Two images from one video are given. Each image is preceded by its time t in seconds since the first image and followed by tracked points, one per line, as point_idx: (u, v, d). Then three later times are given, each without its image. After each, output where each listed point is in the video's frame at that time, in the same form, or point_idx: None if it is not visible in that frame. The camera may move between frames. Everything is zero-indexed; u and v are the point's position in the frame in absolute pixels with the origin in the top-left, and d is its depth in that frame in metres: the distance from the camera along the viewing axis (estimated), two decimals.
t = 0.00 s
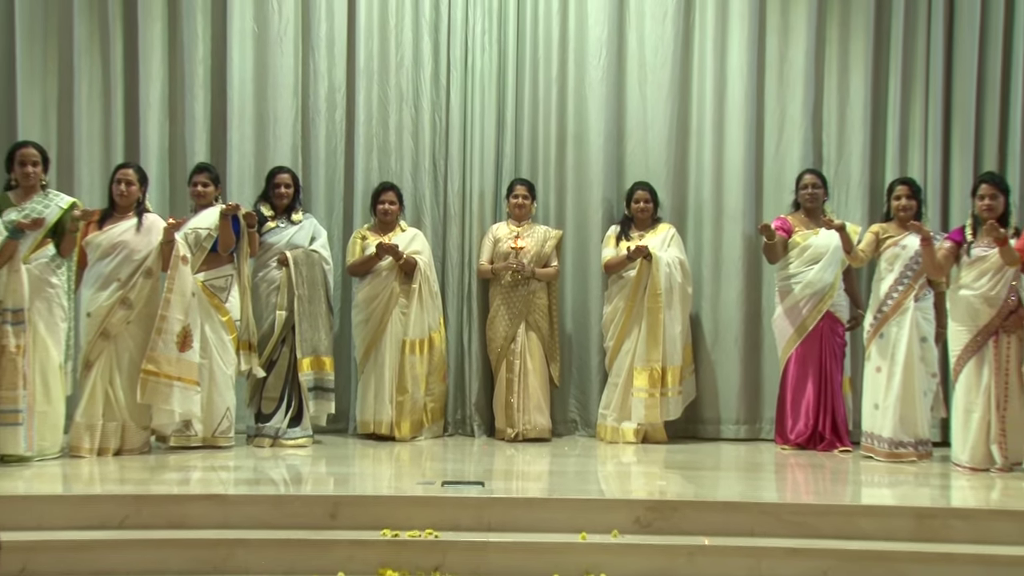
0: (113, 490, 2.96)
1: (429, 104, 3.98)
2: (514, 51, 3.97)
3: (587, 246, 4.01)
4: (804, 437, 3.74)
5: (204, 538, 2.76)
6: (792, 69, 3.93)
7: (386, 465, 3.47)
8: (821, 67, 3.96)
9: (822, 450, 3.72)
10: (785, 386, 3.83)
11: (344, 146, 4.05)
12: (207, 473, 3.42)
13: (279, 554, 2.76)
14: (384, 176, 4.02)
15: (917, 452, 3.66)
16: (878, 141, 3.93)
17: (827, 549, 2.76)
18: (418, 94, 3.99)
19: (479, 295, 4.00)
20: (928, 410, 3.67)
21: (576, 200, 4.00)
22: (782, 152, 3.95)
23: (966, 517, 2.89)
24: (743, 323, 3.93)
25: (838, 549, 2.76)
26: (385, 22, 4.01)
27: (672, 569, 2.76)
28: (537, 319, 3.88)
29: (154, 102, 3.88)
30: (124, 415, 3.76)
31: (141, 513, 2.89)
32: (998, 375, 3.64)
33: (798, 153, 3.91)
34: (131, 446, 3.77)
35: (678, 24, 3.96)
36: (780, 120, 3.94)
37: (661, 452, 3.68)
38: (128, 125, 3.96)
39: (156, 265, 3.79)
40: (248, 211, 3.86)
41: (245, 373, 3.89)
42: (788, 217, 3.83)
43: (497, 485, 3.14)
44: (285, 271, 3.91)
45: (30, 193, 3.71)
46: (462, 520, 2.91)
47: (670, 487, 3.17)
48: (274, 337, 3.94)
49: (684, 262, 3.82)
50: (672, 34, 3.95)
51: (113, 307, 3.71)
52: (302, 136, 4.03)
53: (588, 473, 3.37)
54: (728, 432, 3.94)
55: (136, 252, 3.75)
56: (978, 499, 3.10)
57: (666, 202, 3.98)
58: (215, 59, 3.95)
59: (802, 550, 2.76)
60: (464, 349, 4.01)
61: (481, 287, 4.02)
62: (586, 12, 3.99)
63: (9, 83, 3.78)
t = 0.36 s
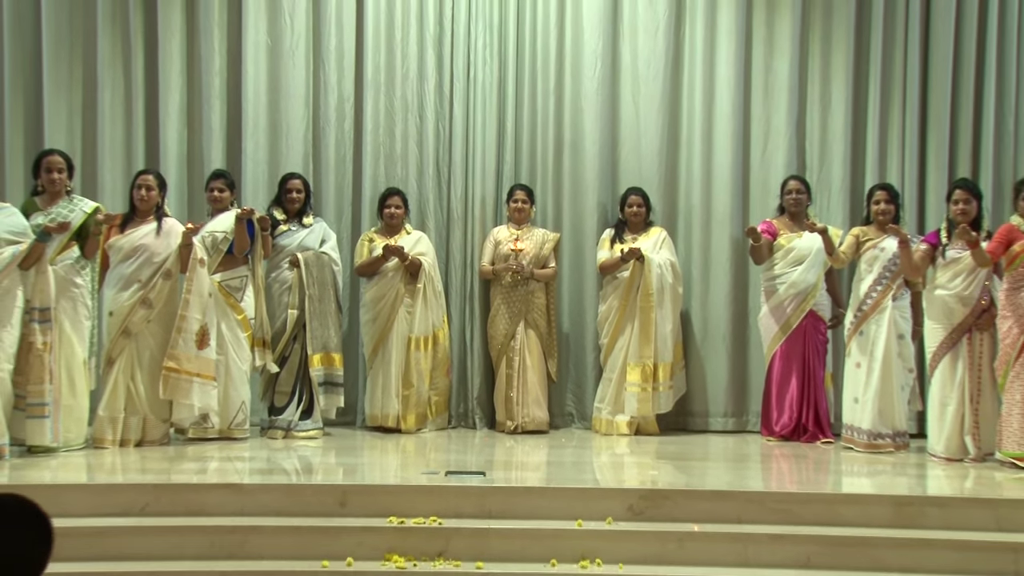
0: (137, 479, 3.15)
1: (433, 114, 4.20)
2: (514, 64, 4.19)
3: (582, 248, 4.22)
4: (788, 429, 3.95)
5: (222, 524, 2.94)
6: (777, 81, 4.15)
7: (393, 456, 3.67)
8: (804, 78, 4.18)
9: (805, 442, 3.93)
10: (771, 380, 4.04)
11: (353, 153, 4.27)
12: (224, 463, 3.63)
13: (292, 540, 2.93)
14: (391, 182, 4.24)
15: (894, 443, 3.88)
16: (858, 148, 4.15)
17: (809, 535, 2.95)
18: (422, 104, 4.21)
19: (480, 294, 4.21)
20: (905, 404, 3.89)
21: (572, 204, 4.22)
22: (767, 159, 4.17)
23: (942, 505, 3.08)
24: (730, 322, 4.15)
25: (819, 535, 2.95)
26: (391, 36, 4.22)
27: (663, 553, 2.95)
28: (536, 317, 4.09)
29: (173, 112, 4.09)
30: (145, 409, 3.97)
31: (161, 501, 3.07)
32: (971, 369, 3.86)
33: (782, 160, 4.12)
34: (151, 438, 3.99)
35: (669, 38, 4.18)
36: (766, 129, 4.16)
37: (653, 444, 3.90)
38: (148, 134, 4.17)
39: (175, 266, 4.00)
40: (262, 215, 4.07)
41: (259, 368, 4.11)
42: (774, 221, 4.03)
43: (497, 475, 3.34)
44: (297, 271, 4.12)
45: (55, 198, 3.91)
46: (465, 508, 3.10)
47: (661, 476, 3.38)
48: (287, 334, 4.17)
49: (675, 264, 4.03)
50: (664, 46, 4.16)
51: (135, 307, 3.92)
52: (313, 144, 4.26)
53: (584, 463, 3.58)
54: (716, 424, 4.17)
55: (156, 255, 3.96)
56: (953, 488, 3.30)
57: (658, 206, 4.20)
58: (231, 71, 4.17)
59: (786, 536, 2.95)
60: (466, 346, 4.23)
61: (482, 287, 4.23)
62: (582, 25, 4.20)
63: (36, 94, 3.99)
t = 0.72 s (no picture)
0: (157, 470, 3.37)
1: (437, 123, 4.42)
2: (513, 75, 4.41)
3: (578, 250, 4.44)
4: (773, 421, 4.17)
5: (238, 512, 3.14)
6: (762, 91, 4.37)
7: (398, 448, 3.89)
8: (789, 89, 4.40)
9: (790, 433, 4.15)
10: (757, 375, 4.26)
11: (361, 160, 4.50)
12: (238, 453, 3.85)
13: (308, 527, 3.13)
14: (396, 188, 4.46)
15: (875, 435, 4.08)
16: (840, 155, 4.37)
17: (794, 523, 3.14)
18: (426, 114, 4.42)
19: (482, 294, 4.44)
20: (885, 397, 4.10)
21: (570, 208, 4.44)
22: (754, 165, 4.39)
23: (917, 494, 3.29)
24: (719, 320, 4.38)
25: (804, 522, 3.15)
26: (397, 49, 4.44)
27: (656, 540, 3.15)
28: (535, 316, 4.31)
29: (190, 121, 4.32)
30: (164, 403, 4.19)
31: (180, 491, 3.28)
32: (946, 364, 4.09)
33: (768, 167, 4.34)
34: (170, 430, 4.20)
35: (661, 50, 4.40)
36: (753, 137, 4.38)
37: (646, 435, 4.11)
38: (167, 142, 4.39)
39: (192, 268, 4.21)
40: (275, 219, 4.29)
41: (272, 364, 4.32)
42: (760, 224, 4.25)
43: (497, 466, 3.55)
44: (307, 272, 4.34)
45: (81, 202, 4.14)
46: (468, 497, 3.31)
47: (654, 466, 3.60)
48: (298, 331, 4.39)
49: (667, 265, 4.25)
50: (656, 59, 4.38)
51: (154, 306, 4.13)
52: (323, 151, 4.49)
53: (580, 454, 3.80)
54: (704, 417, 4.40)
55: (174, 257, 4.17)
56: (929, 478, 3.52)
57: (650, 210, 4.42)
58: (246, 83, 4.40)
59: (771, 523, 3.14)
60: (469, 342, 4.46)
61: (484, 287, 4.45)
62: (578, 39, 4.43)
63: (61, 105, 4.21)
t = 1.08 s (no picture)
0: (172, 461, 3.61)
1: (440, 131, 4.65)
2: (513, 86, 4.64)
3: (574, 251, 4.67)
4: (760, 414, 4.40)
5: (251, 500, 3.36)
6: (750, 101, 4.60)
7: (404, 440, 4.12)
8: (775, 99, 4.63)
9: (775, 426, 4.38)
10: (745, 371, 4.48)
11: (368, 166, 4.73)
12: (253, 445, 4.08)
13: (322, 515, 3.35)
14: (402, 192, 4.68)
15: (856, 427, 4.31)
16: (824, 162, 4.60)
17: (779, 511, 3.37)
18: (431, 122, 4.65)
19: (484, 294, 4.67)
20: (866, 392, 4.32)
21: (567, 212, 4.66)
22: (741, 172, 4.62)
23: (897, 483, 3.52)
24: (708, 319, 4.61)
25: (790, 510, 3.37)
26: (401, 61, 4.67)
27: (649, 527, 3.38)
28: (533, 314, 4.53)
29: (207, 130, 4.55)
30: (182, 397, 4.41)
31: (196, 481, 3.51)
32: (924, 360, 4.33)
33: (755, 173, 4.57)
34: (188, 423, 4.43)
35: (654, 62, 4.62)
36: (740, 145, 4.61)
37: (639, 428, 4.34)
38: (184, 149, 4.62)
39: (208, 269, 4.42)
40: (287, 223, 4.52)
41: (283, 360, 4.55)
42: (748, 228, 4.48)
43: (497, 457, 3.78)
44: (317, 273, 4.57)
45: (103, 207, 4.36)
46: (469, 486, 3.54)
47: (647, 457, 3.84)
48: (309, 329, 4.61)
49: (659, 266, 4.47)
50: (649, 70, 4.61)
51: (172, 306, 4.35)
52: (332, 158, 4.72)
53: (577, 446, 4.03)
54: (695, 410, 4.62)
55: (191, 259, 4.38)
56: (907, 468, 3.74)
57: (643, 214, 4.65)
58: (259, 93, 4.63)
59: (757, 511, 3.37)
60: (471, 339, 4.69)
61: (485, 287, 4.68)
62: (574, 51, 4.65)
63: (84, 115, 4.44)
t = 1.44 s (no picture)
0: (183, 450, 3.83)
1: (444, 136, 4.88)
2: (513, 94, 4.86)
3: (571, 251, 4.90)
4: (747, 406, 4.63)
5: (263, 487, 3.60)
6: (738, 108, 4.83)
7: (409, 430, 4.35)
8: (762, 106, 4.87)
9: (762, 417, 4.61)
10: (733, 364, 4.72)
11: (375, 170, 4.96)
12: (265, 435, 4.31)
13: (337, 501, 3.58)
14: (407, 195, 4.92)
15: (838, 418, 4.54)
16: (809, 166, 4.83)
17: (765, 498, 3.60)
18: (434, 129, 4.88)
19: (485, 291, 4.90)
20: (848, 384, 4.55)
21: (565, 214, 4.90)
22: (729, 176, 4.85)
23: (877, 471, 3.77)
24: (698, 315, 4.85)
25: (775, 497, 3.60)
26: (407, 70, 4.90)
27: (641, 513, 3.61)
28: (532, 311, 4.76)
29: (222, 135, 4.78)
30: (198, 389, 4.64)
31: (212, 469, 3.75)
32: (903, 355, 4.56)
33: (743, 177, 4.81)
34: (204, 414, 4.65)
35: (647, 72, 4.86)
36: (729, 150, 4.85)
37: (633, 419, 4.57)
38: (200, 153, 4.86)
39: (223, 267, 4.63)
40: (298, 224, 4.75)
41: (294, 354, 4.78)
42: (736, 229, 4.70)
43: (497, 446, 4.01)
44: (327, 271, 4.80)
45: (123, 208, 4.60)
46: (471, 474, 3.78)
47: (640, 447, 4.07)
48: (318, 325, 4.84)
49: (652, 265, 4.70)
50: (642, 79, 4.84)
51: (189, 302, 4.57)
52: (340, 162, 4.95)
53: (573, 435, 4.26)
54: (686, 402, 4.86)
55: (206, 258, 4.60)
56: (886, 457, 3.98)
57: (637, 215, 4.88)
58: (271, 101, 4.86)
59: (744, 497, 3.60)
60: (472, 335, 4.92)
61: (486, 285, 4.91)
62: (571, 61, 4.88)
63: (105, 121, 4.68)
